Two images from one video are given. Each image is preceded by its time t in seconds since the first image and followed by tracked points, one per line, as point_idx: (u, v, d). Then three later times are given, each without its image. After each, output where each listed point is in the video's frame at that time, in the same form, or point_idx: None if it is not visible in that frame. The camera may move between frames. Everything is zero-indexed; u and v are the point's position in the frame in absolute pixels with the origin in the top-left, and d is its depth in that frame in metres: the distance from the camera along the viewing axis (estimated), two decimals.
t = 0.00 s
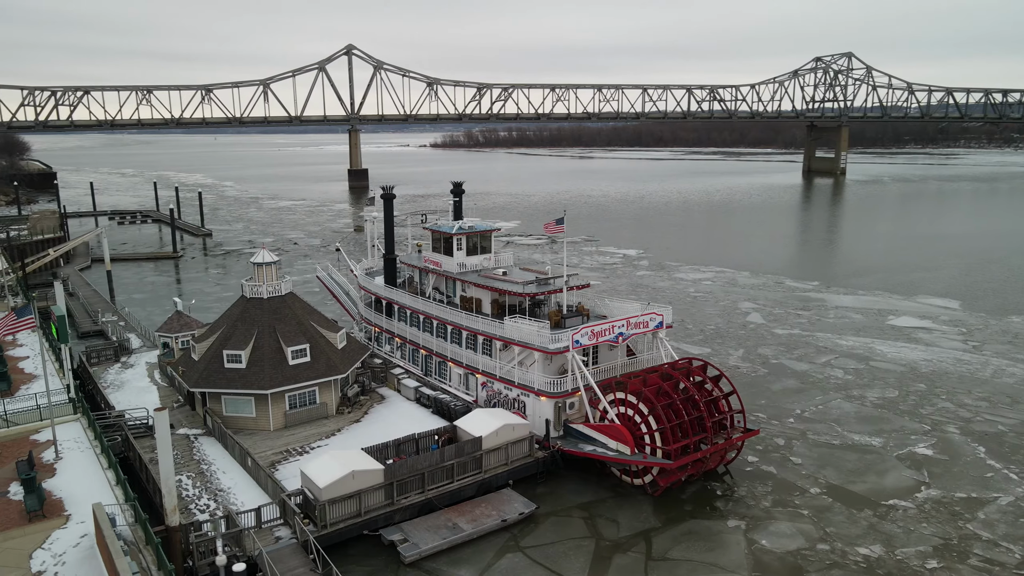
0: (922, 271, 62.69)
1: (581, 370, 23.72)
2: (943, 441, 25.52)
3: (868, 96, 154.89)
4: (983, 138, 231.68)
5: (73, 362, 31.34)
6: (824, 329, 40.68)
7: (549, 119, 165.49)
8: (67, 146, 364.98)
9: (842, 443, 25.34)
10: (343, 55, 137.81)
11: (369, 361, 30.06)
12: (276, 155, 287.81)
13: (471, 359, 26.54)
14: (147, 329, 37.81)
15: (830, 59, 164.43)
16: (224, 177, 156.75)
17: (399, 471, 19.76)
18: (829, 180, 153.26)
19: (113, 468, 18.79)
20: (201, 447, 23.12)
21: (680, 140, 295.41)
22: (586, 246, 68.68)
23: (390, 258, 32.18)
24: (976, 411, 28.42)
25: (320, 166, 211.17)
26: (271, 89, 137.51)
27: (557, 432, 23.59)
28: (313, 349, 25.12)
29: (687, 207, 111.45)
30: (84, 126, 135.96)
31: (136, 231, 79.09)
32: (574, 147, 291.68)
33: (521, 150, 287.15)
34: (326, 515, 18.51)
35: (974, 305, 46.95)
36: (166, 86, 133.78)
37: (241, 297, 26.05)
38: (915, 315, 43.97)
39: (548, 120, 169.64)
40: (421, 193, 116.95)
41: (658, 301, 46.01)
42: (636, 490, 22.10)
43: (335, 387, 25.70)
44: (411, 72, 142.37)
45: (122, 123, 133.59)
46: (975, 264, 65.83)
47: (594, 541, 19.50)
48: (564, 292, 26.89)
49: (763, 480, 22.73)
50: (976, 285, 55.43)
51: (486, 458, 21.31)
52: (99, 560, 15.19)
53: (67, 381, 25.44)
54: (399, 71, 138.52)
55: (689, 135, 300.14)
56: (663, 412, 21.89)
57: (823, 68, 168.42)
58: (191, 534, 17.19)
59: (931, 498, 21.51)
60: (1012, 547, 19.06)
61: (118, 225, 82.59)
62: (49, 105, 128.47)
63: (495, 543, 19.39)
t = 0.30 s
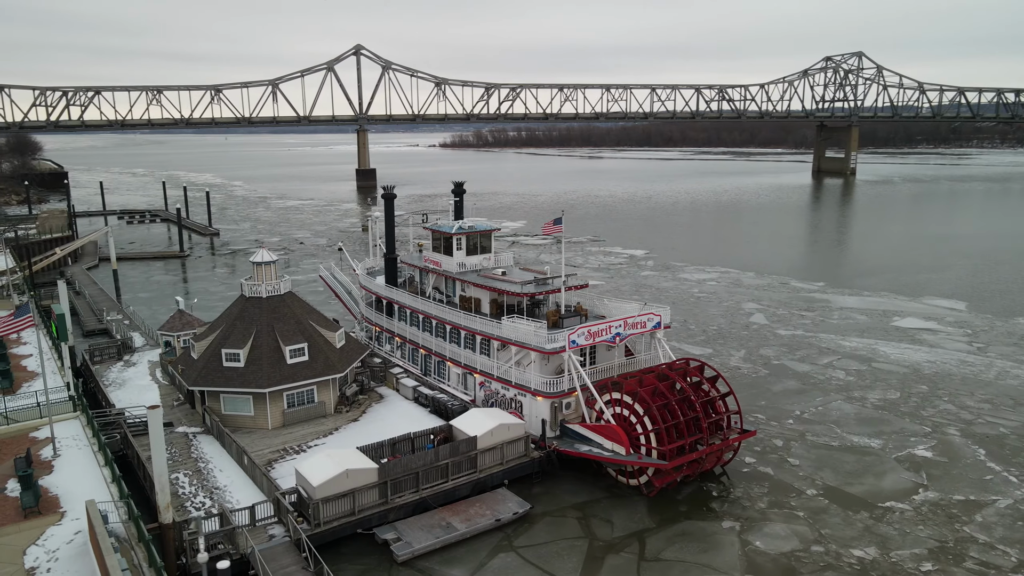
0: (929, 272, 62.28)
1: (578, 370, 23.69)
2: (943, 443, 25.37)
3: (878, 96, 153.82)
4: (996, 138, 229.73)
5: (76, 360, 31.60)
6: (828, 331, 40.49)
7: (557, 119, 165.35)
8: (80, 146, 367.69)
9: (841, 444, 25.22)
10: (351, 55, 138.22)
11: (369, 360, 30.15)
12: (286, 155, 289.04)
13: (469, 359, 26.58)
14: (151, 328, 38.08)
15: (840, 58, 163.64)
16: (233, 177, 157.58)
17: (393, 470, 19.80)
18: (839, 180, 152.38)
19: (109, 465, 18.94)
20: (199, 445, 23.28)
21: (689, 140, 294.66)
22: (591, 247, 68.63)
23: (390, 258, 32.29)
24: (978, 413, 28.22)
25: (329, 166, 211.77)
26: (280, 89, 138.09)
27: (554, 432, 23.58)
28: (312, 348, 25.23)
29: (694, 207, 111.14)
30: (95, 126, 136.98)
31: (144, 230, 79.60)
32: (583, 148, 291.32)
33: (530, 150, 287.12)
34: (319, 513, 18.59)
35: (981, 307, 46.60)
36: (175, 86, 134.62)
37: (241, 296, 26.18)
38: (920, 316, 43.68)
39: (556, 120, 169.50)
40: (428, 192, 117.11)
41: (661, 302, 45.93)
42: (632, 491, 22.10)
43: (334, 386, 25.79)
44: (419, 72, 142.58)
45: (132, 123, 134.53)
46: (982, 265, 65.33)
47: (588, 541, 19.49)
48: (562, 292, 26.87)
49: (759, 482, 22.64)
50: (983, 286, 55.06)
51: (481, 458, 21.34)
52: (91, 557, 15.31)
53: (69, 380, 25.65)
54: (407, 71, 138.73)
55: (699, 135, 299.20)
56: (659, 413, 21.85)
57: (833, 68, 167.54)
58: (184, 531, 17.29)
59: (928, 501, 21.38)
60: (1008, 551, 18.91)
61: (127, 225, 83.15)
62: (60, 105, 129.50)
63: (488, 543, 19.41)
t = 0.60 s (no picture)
0: (936, 274, 61.68)
1: (574, 370, 23.65)
2: (943, 445, 25.22)
3: (889, 95, 152.88)
4: (1009, 138, 227.78)
5: (79, 358, 31.84)
6: (831, 332, 40.29)
7: (566, 119, 165.09)
8: (92, 146, 370.30)
9: (839, 446, 25.11)
10: (360, 55, 138.51)
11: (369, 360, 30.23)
12: (296, 155, 290.21)
13: (467, 359, 26.64)
14: (155, 326, 38.33)
15: (850, 58, 162.76)
16: (242, 177, 158.30)
17: (387, 469, 19.86)
18: (848, 180, 151.47)
19: (105, 462, 19.09)
20: (197, 443, 23.44)
21: (699, 140, 293.75)
22: (597, 247, 68.58)
23: (390, 257, 32.41)
24: (980, 416, 28.02)
25: (338, 166, 212.28)
26: (289, 90, 138.65)
27: (550, 432, 23.61)
28: (310, 348, 25.34)
29: (701, 207, 110.83)
30: (106, 126, 137.94)
31: (153, 230, 80.07)
32: (592, 148, 290.93)
33: (539, 150, 287.01)
34: (313, 512, 18.64)
35: (987, 308, 46.23)
36: (185, 86, 135.41)
37: (241, 294, 26.34)
38: (925, 317, 43.41)
39: (565, 120, 169.24)
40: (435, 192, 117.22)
41: (664, 303, 45.86)
42: (627, 491, 22.07)
43: (332, 385, 25.89)
44: (427, 72, 142.69)
45: (143, 123, 135.42)
46: (989, 267, 64.83)
47: (581, 541, 19.48)
48: (560, 292, 26.88)
49: (755, 484, 22.56)
50: (992, 288, 54.40)
51: (476, 458, 21.38)
52: (84, 554, 15.45)
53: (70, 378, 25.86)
54: (416, 71, 138.92)
55: (709, 135, 298.27)
56: (654, 414, 21.81)
57: (843, 68, 166.64)
58: (178, 529, 17.45)
59: (925, 503, 21.25)
60: (1005, 554, 18.78)
61: (135, 224, 83.70)
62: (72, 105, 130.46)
63: (481, 542, 19.43)
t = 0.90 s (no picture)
0: (944, 275, 61.14)
1: (571, 371, 23.64)
2: (944, 448, 25.03)
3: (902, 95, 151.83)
4: None
5: (83, 356, 32.09)
6: (836, 333, 40.04)
7: (576, 119, 164.81)
8: (106, 145, 373.08)
9: (838, 448, 24.97)
10: (369, 55, 138.89)
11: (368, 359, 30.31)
12: (306, 155, 291.28)
13: (466, 359, 26.66)
14: (160, 325, 38.64)
15: (862, 58, 161.65)
16: (253, 177, 159.04)
17: (382, 468, 19.93)
18: (860, 181, 150.42)
19: (102, 459, 19.25)
20: (196, 442, 23.59)
21: (710, 140, 292.52)
22: (603, 247, 68.47)
23: (392, 257, 32.50)
24: (983, 419, 27.78)
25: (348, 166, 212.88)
26: (299, 90, 139.21)
27: (546, 433, 23.61)
28: (309, 347, 25.44)
29: (710, 208, 110.40)
30: (118, 126, 139.04)
31: (163, 229, 80.66)
32: (602, 148, 290.33)
33: (549, 150, 286.72)
34: (306, 511, 18.72)
35: (995, 310, 45.84)
36: (196, 86, 136.21)
37: (241, 294, 26.50)
38: (931, 319, 43.05)
39: (575, 120, 169.01)
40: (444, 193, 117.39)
41: (668, 304, 45.74)
42: (622, 493, 22.00)
43: (331, 385, 25.98)
44: (436, 72, 142.88)
45: (154, 123, 136.23)
46: (999, 268, 64.27)
47: (574, 542, 19.47)
48: (559, 292, 26.88)
49: (752, 485, 22.48)
50: (1001, 289, 53.79)
51: (471, 458, 21.40)
52: (77, 551, 15.58)
53: (73, 376, 26.09)
54: (425, 71, 139.13)
55: (720, 135, 297.12)
56: (650, 414, 21.77)
57: (855, 67, 165.61)
58: (172, 527, 17.56)
59: (924, 507, 21.07)
60: (1002, 559, 18.62)
61: (145, 224, 84.24)
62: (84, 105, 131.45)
63: (474, 542, 19.45)
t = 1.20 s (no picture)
0: (952, 277, 60.58)
1: (567, 371, 23.62)
2: (944, 450, 24.84)
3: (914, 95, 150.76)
4: None
5: (86, 355, 32.38)
6: (840, 334, 39.80)
7: (585, 119, 164.67)
8: (119, 146, 376.10)
9: (837, 450, 24.85)
10: (379, 55, 139.39)
11: (368, 359, 30.41)
12: (317, 155, 292.32)
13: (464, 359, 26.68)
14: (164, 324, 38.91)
15: (874, 57, 160.74)
16: (263, 177, 159.82)
17: (376, 467, 19.99)
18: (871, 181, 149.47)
19: (98, 457, 19.40)
20: (194, 440, 23.72)
21: (720, 140, 291.39)
22: (609, 247, 68.41)
23: (393, 257, 32.58)
24: (984, 421, 27.54)
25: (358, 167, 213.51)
26: (309, 90, 139.81)
27: (542, 433, 23.60)
28: (307, 346, 25.52)
29: (719, 208, 110.09)
30: (130, 126, 140.14)
31: (171, 229, 81.26)
32: (612, 148, 289.82)
33: (559, 150, 286.54)
34: (300, 509, 18.80)
35: (1003, 312, 45.46)
36: (207, 86, 137.13)
37: (240, 293, 26.64)
38: (937, 321, 42.74)
39: (584, 120, 168.88)
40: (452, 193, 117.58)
41: (672, 304, 45.63)
42: (617, 493, 21.97)
43: (329, 384, 26.06)
44: (445, 72, 143.14)
45: (165, 123, 137.21)
46: (1009, 270, 63.73)
47: (567, 543, 19.45)
48: (556, 292, 26.87)
49: (748, 486, 22.40)
50: (1011, 291, 53.15)
51: (465, 458, 21.44)
52: (69, 548, 15.70)
53: (75, 374, 26.31)
54: (434, 71, 139.44)
55: (731, 135, 296.04)
56: (645, 415, 21.73)
57: (867, 66, 164.60)
58: (165, 524, 17.67)
59: (920, 509, 20.93)
60: (998, 563, 18.47)
61: (154, 223, 84.86)
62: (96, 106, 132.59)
63: (467, 542, 19.46)
